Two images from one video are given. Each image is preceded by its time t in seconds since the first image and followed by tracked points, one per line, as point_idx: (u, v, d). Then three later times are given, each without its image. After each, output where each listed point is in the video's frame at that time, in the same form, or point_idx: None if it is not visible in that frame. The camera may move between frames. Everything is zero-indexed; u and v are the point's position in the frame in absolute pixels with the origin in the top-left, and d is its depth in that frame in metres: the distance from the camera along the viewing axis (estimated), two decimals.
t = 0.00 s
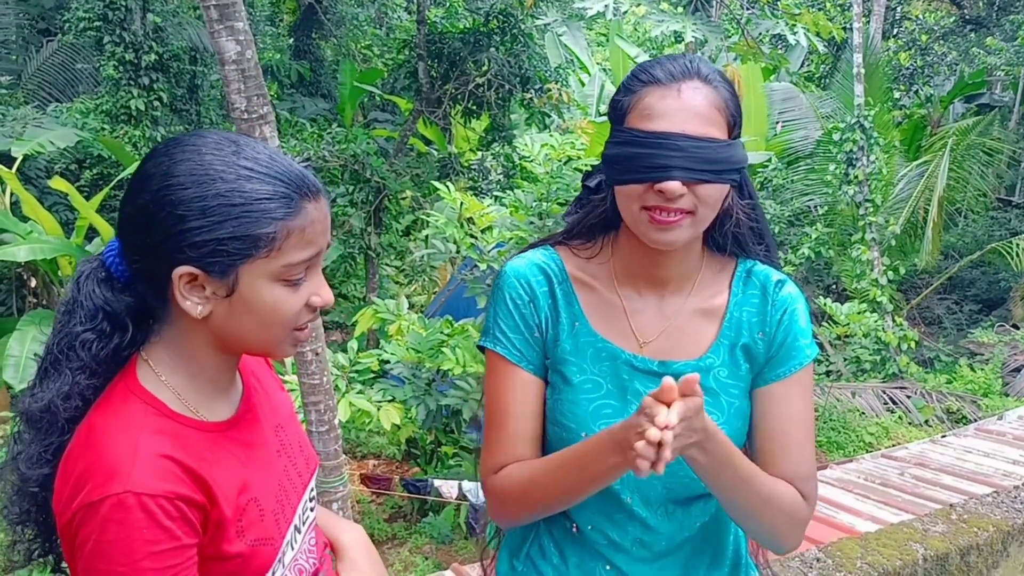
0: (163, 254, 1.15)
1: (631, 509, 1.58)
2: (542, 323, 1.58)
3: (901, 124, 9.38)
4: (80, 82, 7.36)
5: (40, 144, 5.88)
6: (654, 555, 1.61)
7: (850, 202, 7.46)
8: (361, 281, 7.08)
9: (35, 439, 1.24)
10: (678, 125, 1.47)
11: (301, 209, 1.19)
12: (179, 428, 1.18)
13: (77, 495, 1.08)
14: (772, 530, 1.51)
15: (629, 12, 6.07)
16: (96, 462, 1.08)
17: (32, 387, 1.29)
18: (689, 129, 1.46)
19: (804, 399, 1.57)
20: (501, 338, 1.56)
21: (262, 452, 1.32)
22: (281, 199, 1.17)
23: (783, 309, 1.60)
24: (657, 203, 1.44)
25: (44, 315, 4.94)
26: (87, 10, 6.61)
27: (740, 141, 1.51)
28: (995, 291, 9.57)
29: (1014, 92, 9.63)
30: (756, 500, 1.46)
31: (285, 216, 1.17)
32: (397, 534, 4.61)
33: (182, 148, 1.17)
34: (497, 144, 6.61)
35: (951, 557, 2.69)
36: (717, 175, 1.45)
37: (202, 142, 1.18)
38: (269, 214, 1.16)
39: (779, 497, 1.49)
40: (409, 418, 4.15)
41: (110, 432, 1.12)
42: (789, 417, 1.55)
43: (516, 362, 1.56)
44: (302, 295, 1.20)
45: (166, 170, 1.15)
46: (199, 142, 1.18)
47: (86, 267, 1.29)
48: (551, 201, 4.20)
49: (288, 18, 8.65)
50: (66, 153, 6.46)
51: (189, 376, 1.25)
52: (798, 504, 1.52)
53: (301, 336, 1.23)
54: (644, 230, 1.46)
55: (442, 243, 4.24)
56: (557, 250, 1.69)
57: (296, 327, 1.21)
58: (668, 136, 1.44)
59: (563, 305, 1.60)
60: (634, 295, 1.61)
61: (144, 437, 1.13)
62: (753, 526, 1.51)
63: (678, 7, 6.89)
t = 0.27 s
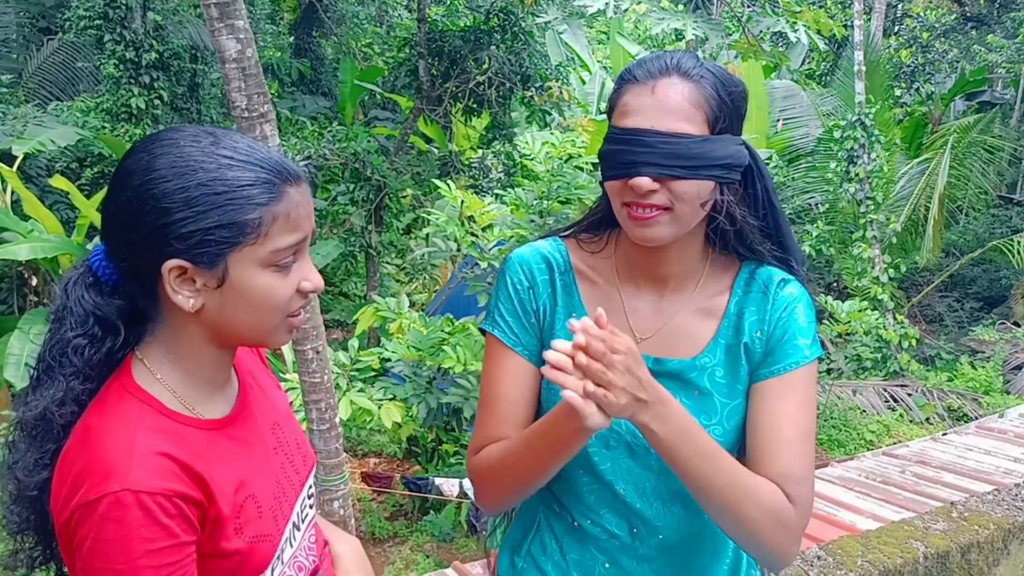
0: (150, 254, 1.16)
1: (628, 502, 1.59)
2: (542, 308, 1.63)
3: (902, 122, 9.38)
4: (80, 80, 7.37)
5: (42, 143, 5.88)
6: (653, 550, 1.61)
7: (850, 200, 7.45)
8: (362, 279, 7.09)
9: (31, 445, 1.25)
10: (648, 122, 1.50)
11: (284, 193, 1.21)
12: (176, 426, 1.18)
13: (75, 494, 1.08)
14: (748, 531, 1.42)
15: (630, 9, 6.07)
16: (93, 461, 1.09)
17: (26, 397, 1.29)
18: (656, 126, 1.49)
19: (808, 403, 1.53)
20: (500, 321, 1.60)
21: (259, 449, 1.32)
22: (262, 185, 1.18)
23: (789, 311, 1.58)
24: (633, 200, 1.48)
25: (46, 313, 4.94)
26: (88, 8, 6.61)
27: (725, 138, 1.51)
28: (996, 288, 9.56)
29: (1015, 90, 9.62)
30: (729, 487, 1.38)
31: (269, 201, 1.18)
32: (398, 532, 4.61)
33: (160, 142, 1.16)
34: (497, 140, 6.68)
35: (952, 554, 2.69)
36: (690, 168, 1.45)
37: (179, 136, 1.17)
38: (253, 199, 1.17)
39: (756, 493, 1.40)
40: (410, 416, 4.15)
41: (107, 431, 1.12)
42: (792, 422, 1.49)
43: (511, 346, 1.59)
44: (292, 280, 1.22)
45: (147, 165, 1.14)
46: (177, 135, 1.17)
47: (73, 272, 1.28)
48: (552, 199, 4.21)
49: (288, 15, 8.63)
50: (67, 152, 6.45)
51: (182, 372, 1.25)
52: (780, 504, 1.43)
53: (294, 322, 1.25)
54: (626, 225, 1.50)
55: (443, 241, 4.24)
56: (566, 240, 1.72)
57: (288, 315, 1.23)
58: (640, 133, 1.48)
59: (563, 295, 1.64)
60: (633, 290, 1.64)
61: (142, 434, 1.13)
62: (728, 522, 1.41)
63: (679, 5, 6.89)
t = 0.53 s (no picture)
0: (145, 258, 1.16)
1: (628, 496, 1.59)
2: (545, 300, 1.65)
3: (904, 121, 9.37)
4: (83, 80, 7.39)
5: (44, 142, 5.88)
6: (654, 547, 1.61)
7: (853, 199, 7.42)
8: (364, 279, 7.09)
9: (30, 458, 1.24)
10: (629, 120, 1.52)
11: (271, 181, 1.21)
12: (175, 426, 1.18)
13: (74, 494, 1.08)
14: (725, 515, 1.34)
15: (632, 9, 6.06)
16: (93, 461, 1.09)
17: (23, 411, 1.29)
18: (634, 123, 1.51)
19: (804, 393, 1.47)
20: (502, 309, 1.61)
21: (259, 448, 1.32)
22: (250, 175, 1.19)
23: (789, 303, 1.56)
24: (616, 195, 1.50)
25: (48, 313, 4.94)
26: (90, 8, 6.60)
27: (708, 135, 1.49)
28: (998, 288, 9.55)
29: (1018, 89, 9.60)
30: (704, 462, 1.31)
31: (258, 190, 1.19)
32: (400, 532, 4.61)
33: (143, 144, 1.16)
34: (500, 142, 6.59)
35: (954, 555, 2.69)
36: (668, 164, 1.45)
37: (160, 136, 1.17)
38: (242, 190, 1.18)
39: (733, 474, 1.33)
40: (412, 416, 4.16)
41: (106, 431, 1.12)
42: (783, 409, 1.43)
43: (513, 335, 1.59)
44: (288, 268, 1.22)
45: (132, 169, 1.14)
46: (158, 135, 1.17)
47: (67, 284, 1.28)
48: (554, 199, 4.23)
49: (290, 16, 8.64)
50: (70, 151, 6.46)
51: (181, 371, 1.25)
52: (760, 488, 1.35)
53: (295, 311, 1.26)
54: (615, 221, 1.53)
55: (445, 241, 4.24)
56: (575, 236, 1.75)
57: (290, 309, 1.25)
58: (617, 131, 1.51)
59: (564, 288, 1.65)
60: (637, 286, 1.65)
61: (141, 434, 1.13)
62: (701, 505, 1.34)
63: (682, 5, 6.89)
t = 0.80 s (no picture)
0: (150, 259, 1.16)
1: (629, 491, 1.59)
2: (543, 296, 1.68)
3: (908, 120, 9.36)
4: (86, 79, 7.39)
5: (47, 141, 5.87)
6: (657, 544, 1.61)
7: (856, 199, 7.41)
8: (366, 278, 7.10)
9: (36, 462, 1.24)
10: (626, 113, 1.52)
11: (271, 173, 1.21)
12: (184, 423, 1.18)
13: (83, 491, 1.09)
14: (699, 500, 1.31)
15: (635, 8, 6.06)
16: (101, 458, 1.09)
17: (30, 415, 1.29)
18: (631, 117, 1.51)
19: (799, 386, 1.46)
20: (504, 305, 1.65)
21: (267, 444, 1.33)
22: (250, 169, 1.19)
23: (789, 296, 1.56)
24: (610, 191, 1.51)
25: (51, 311, 4.94)
26: (93, 7, 6.61)
27: (703, 133, 1.48)
28: (1002, 287, 9.54)
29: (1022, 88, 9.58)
30: (677, 452, 1.28)
31: (259, 183, 1.19)
32: (402, 530, 4.62)
33: (141, 144, 1.16)
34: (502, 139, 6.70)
35: (958, 554, 2.69)
36: (661, 160, 1.45)
37: (158, 136, 1.16)
38: (244, 183, 1.18)
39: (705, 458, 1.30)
40: (415, 415, 4.16)
41: (115, 428, 1.12)
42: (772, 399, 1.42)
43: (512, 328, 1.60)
44: (293, 261, 1.22)
45: (132, 170, 1.14)
46: (155, 135, 1.16)
47: (72, 289, 1.28)
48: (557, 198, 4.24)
49: (293, 15, 8.63)
50: (73, 150, 6.46)
51: (188, 369, 1.25)
52: (736, 472, 1.33)
53: (301, 302, 1.25)
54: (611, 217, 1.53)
55: (448, 240, 4.24)
56: (577, 232, 1.77)
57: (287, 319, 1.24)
58: (613, 124, 1.51)
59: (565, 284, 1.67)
60: (638, 281, 1.65)
61: (149, 431, 1.13)
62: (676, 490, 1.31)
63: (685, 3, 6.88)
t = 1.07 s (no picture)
0: (159, 258, 1.16)
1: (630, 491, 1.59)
2: (543, 297, 1.72)
3: (911, 120, 9.34)
4: (90, 78, 7.39)
5: (51, 140, 5.87)
6: (659, 543, 1.60)
7: (859, 198, 7.42)
8: (370, 277, 7.10)
9: (43, 462, 1.24)
10: (624, 106, 1.52)
11: (278, 170, 1.22)
12: (193, 421, 1.19)
13: (93, 488, 1.09)
14: (676, 502, 1.29)
15: (638, 7, 6.05)
16: (112, 455, 1.09)
17: (36, 415, 1.28)
18: (628, 109, 1.51)
19: (793, 384, 1.44)
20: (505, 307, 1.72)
21: (275, 443, 1.33)
22: (257, 166, 1.19)
23: (789, 295, 1.54)
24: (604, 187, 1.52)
25: (55, 310, 4.95)
26: (98, 6, 6.65)
27: (698, 129, 1.48)
28: (1006, 287, 9.53)
29: None
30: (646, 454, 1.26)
31: (267, 180, 1.19)
32: (406, 529, 4.62)
33: (148, 143, 1.15)
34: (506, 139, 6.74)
35: (961, 554, 2.68)
36: (655, 154, 1.45)
37: (165, 134, 1.16)
38: (251, 181, 1.18)
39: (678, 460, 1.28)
40: (418, 414, 4.16)
41: (125, 426, 1.13)
42: (762, 395, 1.40)
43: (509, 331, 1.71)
44: (301, 257, 1.23)
45: (140, 169, 1.13)
46: (161, 133, 1.16)
47: (79, 290, 1.28)
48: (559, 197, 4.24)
49: (296, 13, 8.62)
50: (77, 149, 6.47)
51: (197, 367, 1.26)
52: (714, 470, 1.31)
53: (308, 299, 1.26)
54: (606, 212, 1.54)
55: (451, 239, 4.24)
56: (580, 234, 1.80)
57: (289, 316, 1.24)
58: (610, 117, 1.52)
59: (565, 284, 1.70)
60: (638, 281, 1.67)
61: (159, 429, 1.14)
62: (653, 495, 1.29)
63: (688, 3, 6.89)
